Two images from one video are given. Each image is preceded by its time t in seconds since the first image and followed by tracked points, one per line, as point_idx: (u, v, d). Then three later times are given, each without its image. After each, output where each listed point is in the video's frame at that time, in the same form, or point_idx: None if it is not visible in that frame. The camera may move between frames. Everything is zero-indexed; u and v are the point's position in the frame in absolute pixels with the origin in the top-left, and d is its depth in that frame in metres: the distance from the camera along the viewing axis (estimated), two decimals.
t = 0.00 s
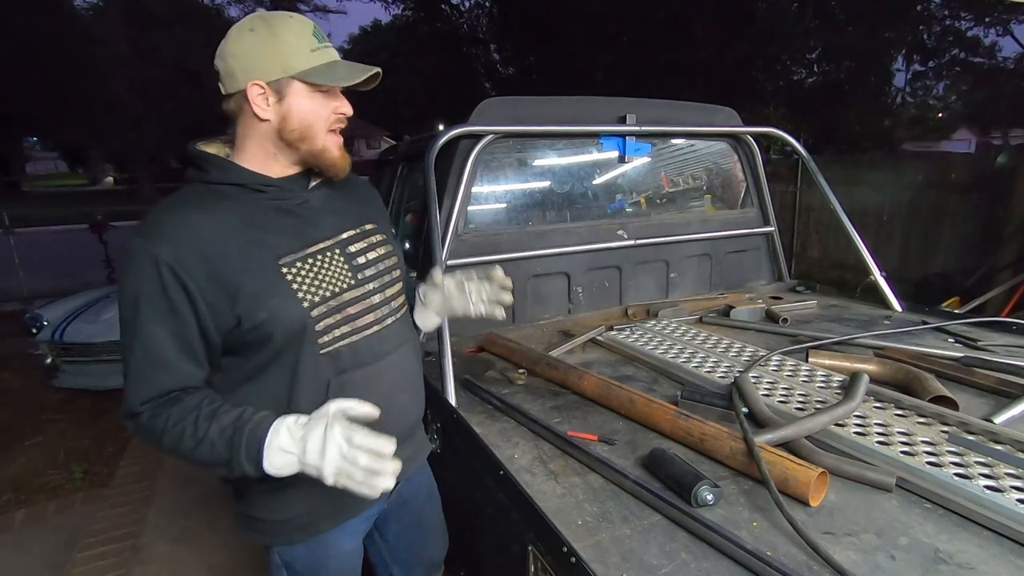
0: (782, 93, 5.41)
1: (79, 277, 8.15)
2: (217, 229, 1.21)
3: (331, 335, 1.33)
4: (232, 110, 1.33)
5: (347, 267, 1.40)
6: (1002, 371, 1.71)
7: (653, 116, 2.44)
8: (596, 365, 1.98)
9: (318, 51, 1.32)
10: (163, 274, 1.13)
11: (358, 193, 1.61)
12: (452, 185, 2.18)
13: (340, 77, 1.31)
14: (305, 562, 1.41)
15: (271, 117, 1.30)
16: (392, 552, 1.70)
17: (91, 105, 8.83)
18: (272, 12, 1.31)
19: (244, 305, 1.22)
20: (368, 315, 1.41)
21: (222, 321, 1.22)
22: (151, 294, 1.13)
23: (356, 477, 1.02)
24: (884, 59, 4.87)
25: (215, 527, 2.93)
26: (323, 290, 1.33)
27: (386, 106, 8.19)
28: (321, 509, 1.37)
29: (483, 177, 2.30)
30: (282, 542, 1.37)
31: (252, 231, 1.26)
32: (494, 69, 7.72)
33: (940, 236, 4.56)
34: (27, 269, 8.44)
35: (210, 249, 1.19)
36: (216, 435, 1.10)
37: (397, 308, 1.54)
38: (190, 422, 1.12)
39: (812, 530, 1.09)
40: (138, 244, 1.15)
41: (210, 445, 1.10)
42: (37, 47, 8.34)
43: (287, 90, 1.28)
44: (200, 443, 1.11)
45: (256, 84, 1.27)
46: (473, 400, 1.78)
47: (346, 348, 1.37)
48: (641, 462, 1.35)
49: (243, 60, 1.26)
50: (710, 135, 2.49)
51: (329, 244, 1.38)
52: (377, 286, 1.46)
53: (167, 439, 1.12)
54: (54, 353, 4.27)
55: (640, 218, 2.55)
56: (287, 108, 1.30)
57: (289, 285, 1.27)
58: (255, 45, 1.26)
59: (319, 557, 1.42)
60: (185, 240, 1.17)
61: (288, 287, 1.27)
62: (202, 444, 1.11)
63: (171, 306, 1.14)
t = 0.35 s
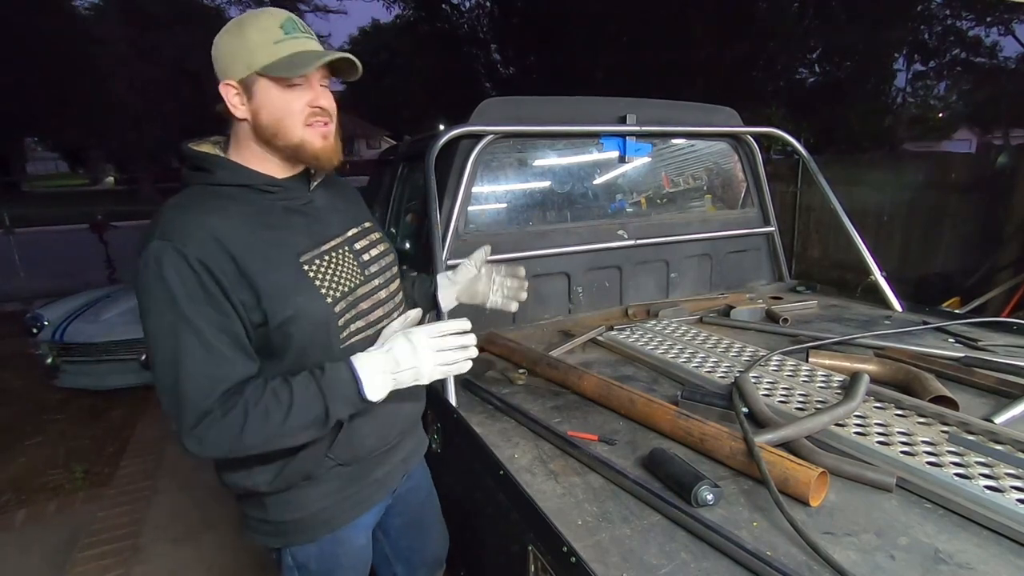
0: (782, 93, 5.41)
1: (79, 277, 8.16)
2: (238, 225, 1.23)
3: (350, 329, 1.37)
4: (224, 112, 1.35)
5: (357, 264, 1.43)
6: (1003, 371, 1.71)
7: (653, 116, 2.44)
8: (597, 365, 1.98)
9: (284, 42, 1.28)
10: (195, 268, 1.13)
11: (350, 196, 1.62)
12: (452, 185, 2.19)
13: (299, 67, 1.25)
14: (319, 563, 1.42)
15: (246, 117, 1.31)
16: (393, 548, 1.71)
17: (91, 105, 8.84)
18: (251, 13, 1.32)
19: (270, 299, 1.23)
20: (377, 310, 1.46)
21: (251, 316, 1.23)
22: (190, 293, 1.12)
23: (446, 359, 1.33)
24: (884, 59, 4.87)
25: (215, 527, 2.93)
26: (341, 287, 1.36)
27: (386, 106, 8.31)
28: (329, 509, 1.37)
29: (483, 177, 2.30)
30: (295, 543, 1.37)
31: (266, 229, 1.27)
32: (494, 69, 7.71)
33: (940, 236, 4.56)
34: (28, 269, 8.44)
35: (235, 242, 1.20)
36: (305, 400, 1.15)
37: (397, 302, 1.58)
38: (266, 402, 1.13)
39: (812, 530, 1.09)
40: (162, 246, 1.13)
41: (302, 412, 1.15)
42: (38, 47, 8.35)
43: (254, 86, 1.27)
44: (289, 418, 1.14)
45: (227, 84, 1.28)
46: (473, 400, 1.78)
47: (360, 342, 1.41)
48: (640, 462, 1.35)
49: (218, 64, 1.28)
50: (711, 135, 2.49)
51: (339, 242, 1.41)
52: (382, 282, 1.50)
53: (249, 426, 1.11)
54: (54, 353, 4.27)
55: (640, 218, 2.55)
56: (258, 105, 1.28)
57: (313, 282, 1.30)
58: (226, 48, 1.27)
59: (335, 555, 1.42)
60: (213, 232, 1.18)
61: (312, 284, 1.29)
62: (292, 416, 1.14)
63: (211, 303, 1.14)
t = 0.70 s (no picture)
0: (783, 93, 5.40)
1: (80, 277, 8.16)
2: (234, 224, 1.23)
3: (341, 331, 1.37)
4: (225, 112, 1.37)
5: (353, 265, 1.43)
6: (1003, 371, 1.71)
7: (654, 116, 2.43)
8: (597, 365, 1.98)
9: (274, 42, 1.28)
10: (184, 265, 1.13)
11: (351, 195, 1.62)
12: (453, 185, 2.18)
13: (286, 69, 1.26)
14: (318, 561, 1.41)
15: (239, 114, 1.33)
16: (393, 545, 1.71)
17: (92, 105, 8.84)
18: (252, 10, 1.34)
19: (259, 298, 1.23)
20: (373, 312, 1.46)
21: (239, 315, 1.22)
22: (176, 288, 1.12)
23: (430, 370, 1.31)
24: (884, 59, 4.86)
25: (215, 527, 2.93)
26: (334, 288, 1.36)
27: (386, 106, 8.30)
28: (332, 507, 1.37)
29: (484, 177, 2.30)
30: (296, 541, 1.36)
31: (263, 229, 1.28)
32: (495, 69, 7.71)
33: (940, 236, 4.56)
34: (29, 269, 8.45)
35: (227, 241, 1.20)
36: (286, 401, 1.15)
37: (395, 303, 1.58)
38: (247, 400, 1.13)
39: (812, 530, 1.09)
40: (152, 240, 1.13)
41: (281, 412, 1.14)
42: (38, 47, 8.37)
43: (245, 86, 1.29)
44: (269, 418, 1.14)
45: (222, 81, 1.30)
46: (473, 400, 1.78)
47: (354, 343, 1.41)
48: (641, 462, 1.34)
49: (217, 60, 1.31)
50: (711, 134, 2.49)
51: (335, 243, 1.41)
52: (379, 283, 1.50)
53: (225, 426, 1.11)
54: (56, 352, 4.28)
55: (640, 218, 2.55)
56: (248, 104, 1.30)
57: (303, 283, 1.29)
58: (223, 47, 1.30)
59: (333, 554, 1.42)
60: (206, 229, 1.18)
61: (302, 284, 1.29)
62: (271, 418, 1.14)
63: (197, 299, 1.14)
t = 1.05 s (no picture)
0: (784, 92, 5.41)
1: (82, 276, 8.17)
2: (219, 224, 1.24)
3: (323, 334, 1.35)
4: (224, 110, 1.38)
5: (341, 268, 1.41)
6: (1005, 370, 1.70)
7: (655, 116, 2.43)
8: (597, 364, 1.98)
9: (273, 41, 1.29)
10: (162, 263, 1.15)
11: (353, 194, 1.63)
12: (453, 185, 2.18)
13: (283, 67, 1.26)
14: (299, 560, 1.42)
15: (237, 110, 1.34)
16: (389, 552, 1.71)
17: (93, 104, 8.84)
18: (256, 10, 1.35)
19: (238, 300, 1.23)
20: (360, 317, 1.43)
21: (220, 314, 1.23)
22: (154, 286, 1.15)
23: (402, 372, 1.24)
24: (885, 59, 4.84)
25: (216, 526, 2.94)
26: (316, 290, 1.34)
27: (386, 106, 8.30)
28: (313, 509, 1.37)
29: (484, 177, 2.30)
30: (278, 540, 1.38)
31: (250, 229, 1.28)
32: (496, 69, 7.76)
33: (940, 236, 4.56)
34: (30, 268, 8.45)
35: (207, 241, 1.21)
36: (248, 404, 1.14)
37: (390, 310, 1.55)
38: (211, 401, 1.14)
39: (812, 530, 1.09)
40: (136, 236, 1.17)
41: (243, 415, 1.14)
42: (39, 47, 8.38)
43: (243, 82, 1.30)
44: (230, 420, 1.14)
45: (221, 78, 1.32)
46: (473, 399, 1.78)
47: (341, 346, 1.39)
48: (641, 462, 1.34)
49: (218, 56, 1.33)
50: (711, 134, 2.48)
51: (324, 245, 1.39)
52: (371, 288, 1.47)
53: (189, 423, 1.13)
54: (57, 351, 4.28)
55: (641, 218, 2.55)
56: (245, 101, 1.31)
57: (282, 284, 1.28)
58: (225, 44, 1.31)
59: (314, 555, 1.42)
60: (188, 229, 1.19)
61: (281, 285, 1.28)
62: (232, 420, 1.14)
63: (174, 297, 1.16)
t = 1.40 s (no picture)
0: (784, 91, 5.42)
1: (82, 276, 8.17)
2: (206, 224, 1.25)
3: (306, 336, 1.34)
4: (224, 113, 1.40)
5: (330, 270, 1.39)
6: (1006, 371, 1.70)
7: (656, 116, 2.43)
8: (598, 364, 1.97)
9: (261, 37, 1.29)
10: (146, 262, 1.18)
11: (354, 193, 1.62)
12: (454, 184, 2.18)
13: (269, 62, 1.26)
14: (285, 560, 1.42)
15: (231, 110, 1.35)
16: (385, 552, 1.70)
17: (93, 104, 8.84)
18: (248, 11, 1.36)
19: (221, 300, 1.23)
20: (348, 319, 1.41)
21: (204, 313, 1.24)
22: (139, 284, 1.18)
23: (377, 385, 1.18)
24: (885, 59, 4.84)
25: (218, 525, 2.94)
26: (300, 291, 1.33)
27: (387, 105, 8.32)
28: (300, 512, 1.38)
29: (486, 176, 2.30)
30: (263, 541, 1.38)
31: (238, 229, 1.28)
32: (496, 68, 7.77)
33: (941, 236, 4.56)
34: (31, 268, 8.45)
35: (192, 241, 1.22)
36: (220, 406, 1.15)
37: (383, 314, 1.53)
38: (185, 401, 1.15)
39: (812, 529, 1.09)
40: (123, 235, 1.20)
41: (215, 415, 1.15)
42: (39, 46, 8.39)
43: (234, 81, 1.31)
44: (203, 419, 1.15)
45: (215, 79, 1.34)
46: (473, 399, 1.78)
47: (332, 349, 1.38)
48: (642, 462, 1.34)
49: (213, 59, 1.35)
50: (711, 132, 2.48)
51: (314, 246, 1.38)
52: (362, 291, 1.45)
53: (165, 420, 1.16)
54: (57, 350, 4.28)
55: (641, 217, 2.55)
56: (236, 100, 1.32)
57: (265, 284, 1.28)
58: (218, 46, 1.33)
59: (298, 557, 1.41)
60: (174, 229, 1.21)
61: (264, 286, 1.28)
62: (205, 420, 1.15)
63: (158, 295, 1.19)
